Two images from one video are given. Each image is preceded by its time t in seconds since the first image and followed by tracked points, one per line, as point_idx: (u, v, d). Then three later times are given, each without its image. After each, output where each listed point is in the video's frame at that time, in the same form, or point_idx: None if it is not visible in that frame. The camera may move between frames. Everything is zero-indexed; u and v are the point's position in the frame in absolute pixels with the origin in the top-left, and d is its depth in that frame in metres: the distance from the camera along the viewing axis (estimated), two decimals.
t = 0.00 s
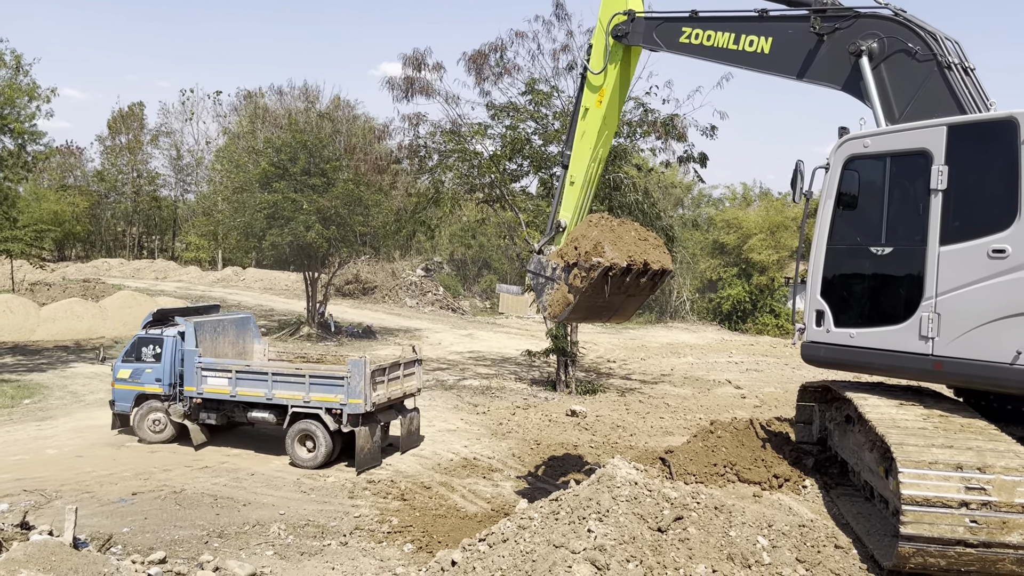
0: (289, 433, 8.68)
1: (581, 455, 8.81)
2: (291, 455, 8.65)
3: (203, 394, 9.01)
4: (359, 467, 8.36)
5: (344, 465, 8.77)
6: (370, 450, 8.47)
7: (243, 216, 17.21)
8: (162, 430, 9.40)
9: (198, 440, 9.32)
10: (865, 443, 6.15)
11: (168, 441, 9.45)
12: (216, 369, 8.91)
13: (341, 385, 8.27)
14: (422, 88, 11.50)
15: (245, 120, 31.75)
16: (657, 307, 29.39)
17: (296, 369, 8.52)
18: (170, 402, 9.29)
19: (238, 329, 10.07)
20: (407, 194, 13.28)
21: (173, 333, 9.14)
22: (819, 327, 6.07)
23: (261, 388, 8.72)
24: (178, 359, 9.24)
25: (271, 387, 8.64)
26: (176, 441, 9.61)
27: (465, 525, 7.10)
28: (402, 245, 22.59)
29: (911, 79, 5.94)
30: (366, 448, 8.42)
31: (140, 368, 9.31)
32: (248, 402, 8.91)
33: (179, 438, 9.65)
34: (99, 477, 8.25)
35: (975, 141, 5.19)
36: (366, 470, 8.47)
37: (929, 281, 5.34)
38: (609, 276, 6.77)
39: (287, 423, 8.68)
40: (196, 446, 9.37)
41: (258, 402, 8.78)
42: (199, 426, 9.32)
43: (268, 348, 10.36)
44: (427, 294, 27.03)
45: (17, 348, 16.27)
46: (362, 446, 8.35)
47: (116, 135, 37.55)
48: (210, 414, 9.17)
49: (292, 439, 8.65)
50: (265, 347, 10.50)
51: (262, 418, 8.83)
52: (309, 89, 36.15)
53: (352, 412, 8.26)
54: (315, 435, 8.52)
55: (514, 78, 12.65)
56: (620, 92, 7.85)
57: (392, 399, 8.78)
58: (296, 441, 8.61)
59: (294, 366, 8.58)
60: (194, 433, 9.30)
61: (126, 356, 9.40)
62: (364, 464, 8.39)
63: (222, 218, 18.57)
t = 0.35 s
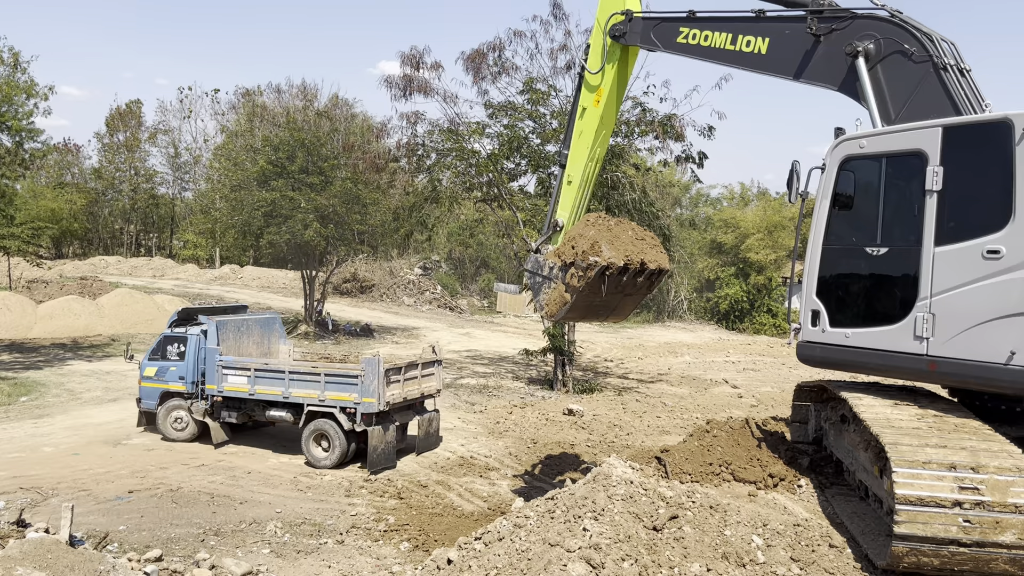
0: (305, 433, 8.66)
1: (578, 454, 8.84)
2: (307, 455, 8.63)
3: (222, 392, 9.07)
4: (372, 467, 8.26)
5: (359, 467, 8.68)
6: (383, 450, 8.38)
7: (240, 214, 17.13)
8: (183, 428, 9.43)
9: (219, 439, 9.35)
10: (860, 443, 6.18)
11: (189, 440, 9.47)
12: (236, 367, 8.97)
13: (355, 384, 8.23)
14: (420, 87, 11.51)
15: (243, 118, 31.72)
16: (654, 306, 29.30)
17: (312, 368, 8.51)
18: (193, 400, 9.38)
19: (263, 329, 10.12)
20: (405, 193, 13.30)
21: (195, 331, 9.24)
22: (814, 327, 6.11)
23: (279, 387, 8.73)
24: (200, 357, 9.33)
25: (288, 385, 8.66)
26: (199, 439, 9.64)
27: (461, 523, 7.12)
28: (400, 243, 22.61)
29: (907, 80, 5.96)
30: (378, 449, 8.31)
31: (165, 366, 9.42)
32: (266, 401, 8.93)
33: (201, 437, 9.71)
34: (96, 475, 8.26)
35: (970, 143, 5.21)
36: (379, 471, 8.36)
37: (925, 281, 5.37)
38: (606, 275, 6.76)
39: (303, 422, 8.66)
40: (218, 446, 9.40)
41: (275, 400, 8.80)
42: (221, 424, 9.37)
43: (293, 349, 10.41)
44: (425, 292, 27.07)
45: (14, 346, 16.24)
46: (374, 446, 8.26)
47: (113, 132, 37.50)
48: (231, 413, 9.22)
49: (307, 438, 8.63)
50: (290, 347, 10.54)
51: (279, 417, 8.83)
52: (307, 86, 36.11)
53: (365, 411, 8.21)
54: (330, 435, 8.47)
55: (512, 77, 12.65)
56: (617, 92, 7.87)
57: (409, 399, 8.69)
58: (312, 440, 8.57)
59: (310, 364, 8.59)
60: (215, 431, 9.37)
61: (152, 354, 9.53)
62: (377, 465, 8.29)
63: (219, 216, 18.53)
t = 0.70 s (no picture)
0: (319, 432, 8.61)
1: (575, 453, 8.84)
2: (321, 455, 8.57)
3: (239, 391, 9.03)
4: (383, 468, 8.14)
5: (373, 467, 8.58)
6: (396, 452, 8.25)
7: (239, 212, 17.08)
8: (200, 426, 9.42)
9: (236, 437, 9.33)
10: (857, 443, 6.19)
11: (206, 438, 9.45)
12: (252, 366, 8.92)
13: (367, 383, 8.11)
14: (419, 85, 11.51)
15: (241, 115, 31.68)
16: (652, 306, 29.19)
17: (326, 367, 8.42)
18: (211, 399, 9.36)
19: (283, 328, 10.02)
20: (403, 191, 13.30)
21: (213, 329, 9.22)
22: (812, 327, 6.11)
23: (293, 386, 8.66)
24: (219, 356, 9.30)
25: (302, 385, 8.57)
26: (215, 439, 9.63)
27: (458, 522, 7.12)
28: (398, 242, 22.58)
29: (905, 80, 5.97)
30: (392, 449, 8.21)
31: (184, 364, 9.42)
32: (281, 400, 8.86)
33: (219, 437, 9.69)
34: (92, 472, 8.24)
35: (967, 143, 5.22)
36: (392, 471, 8.24)
37: (921, 281, 5.38)
38: (604, 274, 6.75)
39: (318, 421, 8.60)
40: (234, 445, 9.37)
41: (290, 399, 8.74)
42: (238, 423, 9.36)
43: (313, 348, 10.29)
44: (423, 291, 27.09)
45: (11, 343, 16.21)
46: (387, 447, 8.15)
47: (111, 129, 37.45)
48: (249, 412, 9.16)
49: (321, 438, 8.57)
50: (309, 347, 10.45)
51: (293, 416, 8.75)
52: (305, 84, 36.08)
53: (377, 411, 8.09)
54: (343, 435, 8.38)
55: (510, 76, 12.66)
56: (615, 90, 7.87)
57: (423, 399, 8.55)
58: (325, 441, 8.51)
59: (324, 363, 8.50)
60: (232, 429, 9.35)
61: (171, 352, 9.53)
62: (390, 466, 8.19)
63: (216, 214, 18.50)
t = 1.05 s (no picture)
0: (330, 432, 8.52)
1: (572, 451, 8.85)
2: (332, 455, 8.50)
3: (252, 391, 8.95)
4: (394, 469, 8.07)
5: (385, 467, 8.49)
6: (406, 452, 8.17)
7: (237, 209, 17.06)
8: (215, 425, 9.43)
9: (249, 437, 9.28)
10: (855, 442, 6.19)
11: (221, 437, 9.46)
12: (264, 366, 8.84)
13: (378, 384, 7.98)
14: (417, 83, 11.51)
15: (240, 113, 31.66)
16: (650, 304, 29.18)
17: (336, 367, 8.32)
18: (225, 399, 9.33)
19: (297, 326, 9.96)
20: (401, 189, 13.30)
21: (226, 329, 9.20)
22: (810, 326, 6.10)
23: (304, 386, 8.58)
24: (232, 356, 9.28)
25: (313, 385, 8.48)
26: (230, 438, 9.61)
27: (456, 519, 7.12)
28: (397, 240, 22.58)
29: (904, 80, 5.96)
30: (402, 450, 8.11)
31: (199, 364, 9.41)
32: (294, 400, 8.78)
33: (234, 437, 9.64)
34: (90, 469, 8.24)
35: (966, 143, 5.22)
36: (403, 472, 8.18)
37: (920, 281, 5.37)
38: (602, 273, 6.74)
39: (329, 422, 8.51)
40: (247, 443, 9.30)
41: (302, 400, 8.65)
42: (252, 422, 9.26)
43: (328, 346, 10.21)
44: (421, 289, 27.09)
45: (8, 339, 16.19)
46: (397, 448, 8.06)
47: (110, 126, 37.39)
48: (264, 412, 9.04)
49: (333, 439, 8.49)
50: (325, 345, 10.37)
51: (305, 417, 8.68)
52: (303, 82, 36.06)
53: (388, 412, 7.96)
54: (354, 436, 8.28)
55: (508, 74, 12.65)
56: (615, 89, 7.86)
57: (435, 399, 8.45)
58: (337, 441, 8.42)
59: (335, 363, 8.41)
60: (246, 429, 9.30)
61: (186, 352, 9.53)
62: (399, 467, 8.09)
63: (214, 211, 18.47)
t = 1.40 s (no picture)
0: (342, 432, 8.43)
1: (570, 450, 8.84)
2: (342, 455, 8.42)
3: (264, 390, 8.92)
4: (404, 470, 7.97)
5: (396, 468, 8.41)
6: (416, 453, 8.08)
7: (235, 207, 17.07)
8: (227, 424, 9.42)
9: (263, 436, 9.24)
10: (853, 441, 6.18)
11: (234, 436, 9.43)
12: (277, 365, 8.80)
13: (388, 383, 7.90)
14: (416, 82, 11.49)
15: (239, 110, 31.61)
16: (648, 303, 29.18)
17: (348, 366, 8.26)
18: (238, 397, 9.32)
19: (311, 326, 9.91)
20: (400, 187, 13.28)
21: (240, 328, 9.17)
22: (809, 326, 6.10)
23: (316, 385, 8.52)
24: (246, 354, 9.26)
25: (325, 384, 8.44)
26: (243, 438, 9.59)
27: (454, 518, 7.11)
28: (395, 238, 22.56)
29: (904, 80, 5.95)
30: (412, 451, 8.03)
31: (213, 362, 9.42)
32: (306, 399, 8.73)
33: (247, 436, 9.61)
34: (88, 466, 8.22)
35: (967, 143, 5.21)
36: (413, 473, 8.08)
37: (920, 281, 5.37)
38: (601, 272, 6.73)
39: (340, 421, 8.43)
40: (260, 442, 9.26)
41: (315, 399, 8.61)
42: (265, 421, 9.24)
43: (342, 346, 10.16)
44: (419, 287, 27.04)
45: (5, 336, 16.16)
46: (407, 449, 7.98)
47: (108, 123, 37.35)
48: (276, 411, 9.01)
49: (344, 438, 8.38)
50: (340, 345, 10.30)
51: (316, 416, 8.62)
52: (302, 80, 36.02)
53: (398, 412, 7.88)
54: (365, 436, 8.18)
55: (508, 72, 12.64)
56: (615, 89, 7.86)
57: (448, 399, 8.36)
58: (347, 441, 8.34)
59: (347, 362, 8.35)
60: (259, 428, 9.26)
61: (201, 350, 9.55)
62: (409, 468, 8.01)
63: (212, 209, 18.44)
